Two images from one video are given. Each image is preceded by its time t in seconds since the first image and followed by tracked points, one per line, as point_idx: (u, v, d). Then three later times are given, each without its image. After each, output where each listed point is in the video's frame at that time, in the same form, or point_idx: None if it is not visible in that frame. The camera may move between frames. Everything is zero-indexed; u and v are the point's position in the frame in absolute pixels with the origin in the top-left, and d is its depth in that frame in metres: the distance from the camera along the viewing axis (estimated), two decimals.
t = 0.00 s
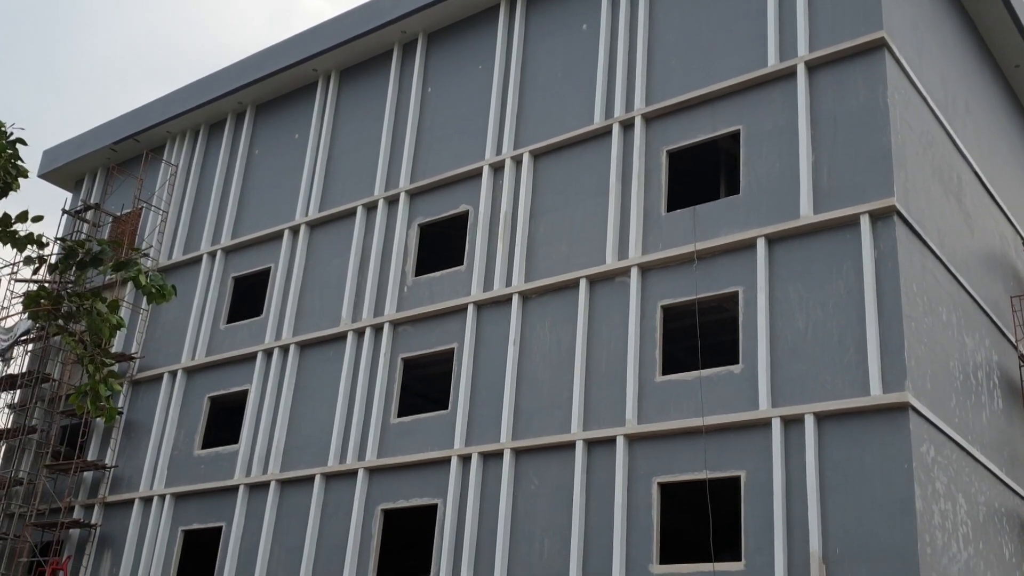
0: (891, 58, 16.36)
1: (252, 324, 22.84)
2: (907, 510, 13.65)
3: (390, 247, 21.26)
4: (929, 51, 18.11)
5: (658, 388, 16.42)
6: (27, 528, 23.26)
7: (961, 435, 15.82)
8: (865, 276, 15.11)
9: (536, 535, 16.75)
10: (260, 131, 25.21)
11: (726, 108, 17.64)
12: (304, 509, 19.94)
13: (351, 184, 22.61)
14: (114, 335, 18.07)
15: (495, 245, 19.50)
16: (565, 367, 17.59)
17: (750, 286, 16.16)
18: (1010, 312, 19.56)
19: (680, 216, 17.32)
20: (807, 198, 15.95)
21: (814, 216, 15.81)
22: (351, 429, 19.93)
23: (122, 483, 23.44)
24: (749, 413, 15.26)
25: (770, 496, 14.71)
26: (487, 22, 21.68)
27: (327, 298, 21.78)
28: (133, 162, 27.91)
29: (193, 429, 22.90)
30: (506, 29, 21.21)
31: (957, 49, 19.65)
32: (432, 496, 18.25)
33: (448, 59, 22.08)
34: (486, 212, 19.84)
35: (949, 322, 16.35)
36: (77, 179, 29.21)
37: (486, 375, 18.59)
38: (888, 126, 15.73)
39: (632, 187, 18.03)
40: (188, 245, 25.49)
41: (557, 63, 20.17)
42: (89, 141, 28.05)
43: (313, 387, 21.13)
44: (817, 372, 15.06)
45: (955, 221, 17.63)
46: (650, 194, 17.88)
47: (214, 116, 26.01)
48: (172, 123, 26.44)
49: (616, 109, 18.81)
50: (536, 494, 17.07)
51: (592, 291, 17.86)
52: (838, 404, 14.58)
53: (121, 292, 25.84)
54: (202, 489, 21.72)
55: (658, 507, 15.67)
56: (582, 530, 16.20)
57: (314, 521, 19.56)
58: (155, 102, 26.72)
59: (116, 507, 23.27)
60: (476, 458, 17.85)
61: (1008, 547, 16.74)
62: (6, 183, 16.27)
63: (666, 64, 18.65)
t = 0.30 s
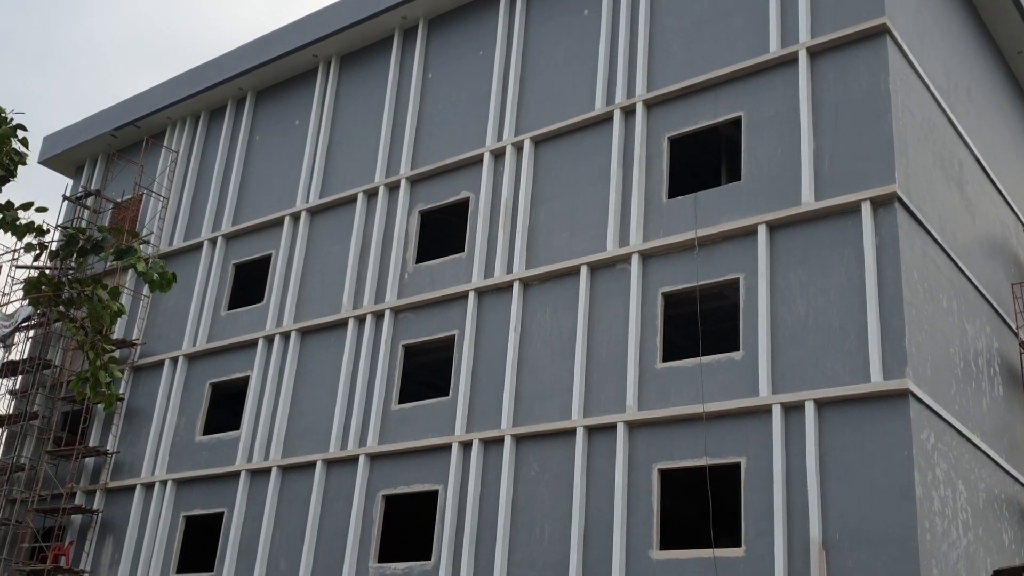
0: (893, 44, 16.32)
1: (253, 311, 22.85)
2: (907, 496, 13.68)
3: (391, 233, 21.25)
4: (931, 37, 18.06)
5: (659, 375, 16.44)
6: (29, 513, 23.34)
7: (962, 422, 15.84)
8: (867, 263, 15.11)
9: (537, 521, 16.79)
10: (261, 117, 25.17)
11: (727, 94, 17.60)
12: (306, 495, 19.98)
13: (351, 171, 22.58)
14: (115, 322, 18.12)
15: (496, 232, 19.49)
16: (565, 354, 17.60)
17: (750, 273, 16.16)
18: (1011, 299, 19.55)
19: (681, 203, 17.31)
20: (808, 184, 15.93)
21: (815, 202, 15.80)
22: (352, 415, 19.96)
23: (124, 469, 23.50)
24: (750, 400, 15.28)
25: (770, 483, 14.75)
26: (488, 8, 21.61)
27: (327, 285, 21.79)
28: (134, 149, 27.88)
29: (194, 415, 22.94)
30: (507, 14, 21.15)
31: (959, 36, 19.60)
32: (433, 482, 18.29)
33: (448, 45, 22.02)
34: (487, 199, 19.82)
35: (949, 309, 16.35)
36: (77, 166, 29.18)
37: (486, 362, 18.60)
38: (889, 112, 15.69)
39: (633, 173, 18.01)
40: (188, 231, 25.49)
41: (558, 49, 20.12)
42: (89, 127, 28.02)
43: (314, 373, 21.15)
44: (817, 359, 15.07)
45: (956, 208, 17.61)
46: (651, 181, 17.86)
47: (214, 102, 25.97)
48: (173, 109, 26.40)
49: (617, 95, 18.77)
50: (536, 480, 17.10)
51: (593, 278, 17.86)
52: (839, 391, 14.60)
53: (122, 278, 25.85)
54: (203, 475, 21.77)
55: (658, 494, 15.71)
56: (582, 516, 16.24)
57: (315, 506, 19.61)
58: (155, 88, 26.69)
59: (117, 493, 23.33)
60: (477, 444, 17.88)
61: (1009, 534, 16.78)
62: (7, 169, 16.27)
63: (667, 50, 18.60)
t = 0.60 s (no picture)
0: (893, 31, 16.28)
1: (252, 298, 22.86)
2: (906, 483, 13.71)
3: (391, 220, 21.24)
4: (932, 23, 18.02)
5: (658, 362, 16.45)
6: (30, 499, 23.41)
7: (961, 409, 15.86)
8: (866, 250, 15.10)
9: (537, 507, 16.82)
10: (260, 103, 25.12)
11: (727, 81, 17.57)
12: (306, 482, 20.02)
13: (351, 157, 22.55)
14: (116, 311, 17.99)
15: (496, 219, 19.48)
16: (565, 341, 17.61)
17: (750, 260, 16.16)
18: (1010, 285, 19.54)
19: (681, 190, 17.30)
20: (808, 171, 15.92)
21: (815, 189, 15.78)
22: (352, 402, 19.98)
23: (124, 455, 23.55)
24: (749, 386, 15.30)
25: (769, 469, 14.78)
26: None
27: (327, 272, 21.78)
28: (133, 135, 27.83)
29: (194, 402, 22.96)
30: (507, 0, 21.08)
31: (960, 22, 19.56)
32: (433, 469, 18.33)
33: (448, 31, 21.97)
34: (486, 186, 19.81)
35: (949, 296, 16.34)
36: (77, 152, 29.14)
37: (486, 349, 18.62)
38: (890, 99, 15.67)
39: (633, 160, 18.00)
40: (188, 218, 25.47)
41: (558, 35, 20.07)
42: (88, 113, 27.97)
43: (314, 360, 21.17)
44: (816, 346, 15.08)
45: (956, 195, 17.60)
46: (651, 168, 17.84)
47: (213, 89, 25.91)
48: (172, 96, 26.35)
49: (617, 82, 18.73)
50: (536, 466, 17.14)
51: (592, 265, 17.86)
52: (837, 377, 14.62)
53: (121, 265, 25.86)
54: (203, 461, 21.81)
55: (657, 480, 15.75)
56: (582, 502, 16.28)
57: (315, 493, 19.65)
58: (154, 74, 26.63)
59: (118, 479, 23.38)
60: (477, 431, 17.91)
61: (1007, 520, 16.83)
62: (8, 157, 16.24)
63: (667, 37, 18.56)
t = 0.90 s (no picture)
0: (893, 29, 16.28)
1: (251, 295, 22.86)
2: (905, 481, 13.72)
3: (390, 218, 21.24)
4: (931, 22, 18.02)
5: (657, 360, 16.46)
6: (29, 497, 23.40)
7: (960, 407, 15.87)
8: (866, 248, 15.10)
9: (536, 505, 16.82)
10: (259, 101, 25.11)
11: (726, 79, 17.57)
12: (305, 479, 20.02)
13: (350, 155, 22.53)
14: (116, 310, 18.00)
15: (495, 217, 19.48)
16: (564, 339, 17.61)
17: (750, 258, 16.16)
18: (1009, 283, 19.54)
19: (681, 188, 17.30)
20: (808, 169, 15.92)
21: (814, 187, 15.78)
22: (351, 399, 19.99)
23: (123, 453, 23.55)
24: (748, 384, 15.30)
25: (768, 467, 14.79)
26: None
27: (326, 270, 21.77)
28: (132, 132, 27.81)
29: (193, 399, 22.96)
30: None
31: (959, 21, 19.56)
32: (432, 467, 18.33)
33: (448, 28, 21.96)
34: (485, 184, 19.81)
35: (948, 294, 16.35)
36: (76, 150, 29.10)
37: (486, 347, 18.62)
38: (889, 97, 15.66)
39: (632, 158, 18.00)
40: (187, 215, 25.46)
41: (557, 32, 20.06)
42: (87, 111, 27.94)
43: (313, 358, 21.17)
44: (816, 344, 15.08)
45: (955, 193, 17.61)
46: (650, 166, 17.83)
47: (213, 86, 25.90)
48: (171, 93, 26.33)
49: (617, 80, 18.73)
50: (535, 464, 17.14)
51: (592, 263, 17.86)
52: (836, 375, 14.63)
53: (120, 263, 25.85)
54: (203, 459, 21.81)
55: (656, 478, 15.75)
56: (581, 500, 16.28)
57: (314, 491, 19.65)
58: (154, 72, 26.61)
59: (117, 476, 23.38)
60: (476, 429, 17.91)
61: (1006, 518, 16.85)
62: (9, 156, 16.21)
63: (667, 35, 18.55)
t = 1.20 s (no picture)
0: (892, 22, 16.27)
1: (250, 289, 22.85)
2: (903, 474, 13.74)
3: (388, 212, 21.23)
4: (930, 15, 18.01)
5: (656, 354, 16.47)
6: (28, 491, 23.42)
7: (958, 400, 15.90)
8: (864, 241, 15.10)
9: (535, 499, 16.84)
10: (257, 94, 25.08)
11: (725, 72, 17.55)
12: (304, 473, 20.03)
13: (349, 148, 22.51)
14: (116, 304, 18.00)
15: (494, 210, 19.47)
16: (562, 332, 17.62)
17: (749, 252, 16.15)
18: (1007, 277, 19.54)
19: (680, 182, 17.29)
20: (807, 162, 15.91)
21: (813, 180, 15.78)
22: (350, 393, 19.99)
23: (122, 447, 23.56)
24: (746, 378, 15.32)
25: (766, 460, 14.80)
26: None
27: (325, 264, 21.76)
28: (130, 126, 27.76)
29: (192, 393, 22.96)
30: None
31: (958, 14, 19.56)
32: (431, 460, 18.34)
33: (446, 22, 21.92)
34: (484, 177, 19.80)
35: (946, 287, 16.35)
36: (74, 143, 29.06)
37: (484, 340, 18.62)
38: (888, 90, 15.65)
39: (631, 151, 17.99)
40: (185, 209, 25.44)
41: (556, 26, 20.03)
42: (85, 104, 27.90)
43: (312, 352, 21.17)
44: (814, 337, 15.09)
45: (954, 187, 17.61)
46: (649, 159, 17.83)
47: (211, 79, 25.86)
48: (169, 87, 26.29)
49: (616, 73, 18.71)
50: (533, 458, 17.16)
51: (590, 256, 17.85)
52: (835, 369, 14.64)
53: (118, 257, 25.83)
54: (201, 452, 21.82)
55: (654, 471, 15.77)
56: (580, 493, 16.31)
57: (314, 484, 19.67)
58: (152, 65, 26.57)
59: (116, 470, 23.40)
60: (475, 422, 17.92)
61: (1003, 511, 16.88)
62: (8, 150, 16.19)
63: (666, 28, 18.53)
